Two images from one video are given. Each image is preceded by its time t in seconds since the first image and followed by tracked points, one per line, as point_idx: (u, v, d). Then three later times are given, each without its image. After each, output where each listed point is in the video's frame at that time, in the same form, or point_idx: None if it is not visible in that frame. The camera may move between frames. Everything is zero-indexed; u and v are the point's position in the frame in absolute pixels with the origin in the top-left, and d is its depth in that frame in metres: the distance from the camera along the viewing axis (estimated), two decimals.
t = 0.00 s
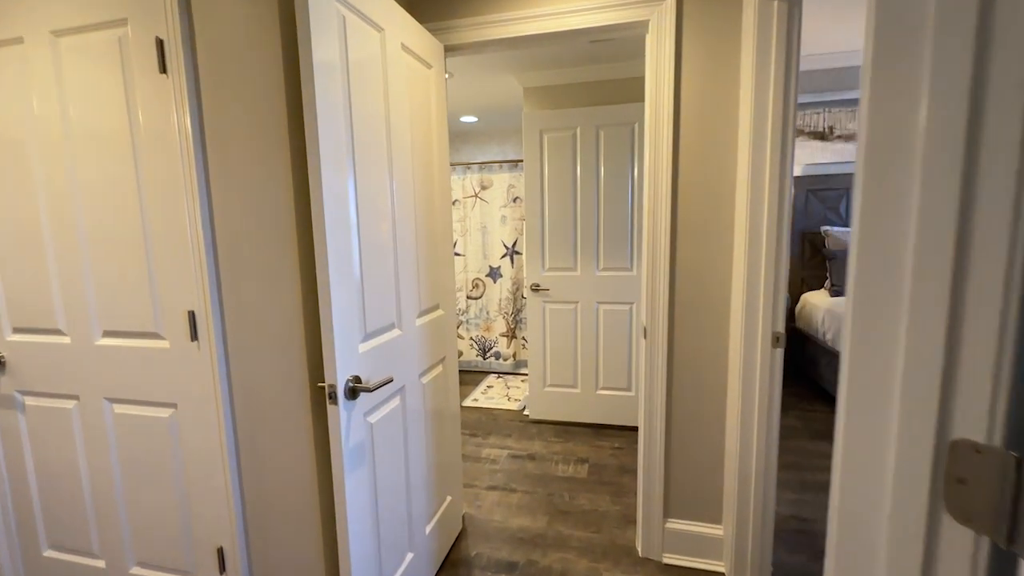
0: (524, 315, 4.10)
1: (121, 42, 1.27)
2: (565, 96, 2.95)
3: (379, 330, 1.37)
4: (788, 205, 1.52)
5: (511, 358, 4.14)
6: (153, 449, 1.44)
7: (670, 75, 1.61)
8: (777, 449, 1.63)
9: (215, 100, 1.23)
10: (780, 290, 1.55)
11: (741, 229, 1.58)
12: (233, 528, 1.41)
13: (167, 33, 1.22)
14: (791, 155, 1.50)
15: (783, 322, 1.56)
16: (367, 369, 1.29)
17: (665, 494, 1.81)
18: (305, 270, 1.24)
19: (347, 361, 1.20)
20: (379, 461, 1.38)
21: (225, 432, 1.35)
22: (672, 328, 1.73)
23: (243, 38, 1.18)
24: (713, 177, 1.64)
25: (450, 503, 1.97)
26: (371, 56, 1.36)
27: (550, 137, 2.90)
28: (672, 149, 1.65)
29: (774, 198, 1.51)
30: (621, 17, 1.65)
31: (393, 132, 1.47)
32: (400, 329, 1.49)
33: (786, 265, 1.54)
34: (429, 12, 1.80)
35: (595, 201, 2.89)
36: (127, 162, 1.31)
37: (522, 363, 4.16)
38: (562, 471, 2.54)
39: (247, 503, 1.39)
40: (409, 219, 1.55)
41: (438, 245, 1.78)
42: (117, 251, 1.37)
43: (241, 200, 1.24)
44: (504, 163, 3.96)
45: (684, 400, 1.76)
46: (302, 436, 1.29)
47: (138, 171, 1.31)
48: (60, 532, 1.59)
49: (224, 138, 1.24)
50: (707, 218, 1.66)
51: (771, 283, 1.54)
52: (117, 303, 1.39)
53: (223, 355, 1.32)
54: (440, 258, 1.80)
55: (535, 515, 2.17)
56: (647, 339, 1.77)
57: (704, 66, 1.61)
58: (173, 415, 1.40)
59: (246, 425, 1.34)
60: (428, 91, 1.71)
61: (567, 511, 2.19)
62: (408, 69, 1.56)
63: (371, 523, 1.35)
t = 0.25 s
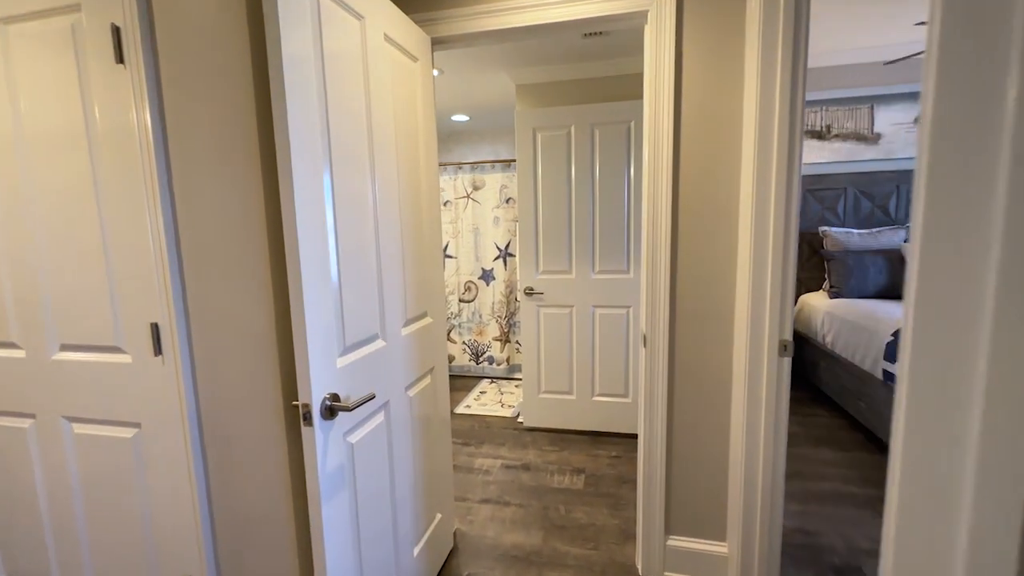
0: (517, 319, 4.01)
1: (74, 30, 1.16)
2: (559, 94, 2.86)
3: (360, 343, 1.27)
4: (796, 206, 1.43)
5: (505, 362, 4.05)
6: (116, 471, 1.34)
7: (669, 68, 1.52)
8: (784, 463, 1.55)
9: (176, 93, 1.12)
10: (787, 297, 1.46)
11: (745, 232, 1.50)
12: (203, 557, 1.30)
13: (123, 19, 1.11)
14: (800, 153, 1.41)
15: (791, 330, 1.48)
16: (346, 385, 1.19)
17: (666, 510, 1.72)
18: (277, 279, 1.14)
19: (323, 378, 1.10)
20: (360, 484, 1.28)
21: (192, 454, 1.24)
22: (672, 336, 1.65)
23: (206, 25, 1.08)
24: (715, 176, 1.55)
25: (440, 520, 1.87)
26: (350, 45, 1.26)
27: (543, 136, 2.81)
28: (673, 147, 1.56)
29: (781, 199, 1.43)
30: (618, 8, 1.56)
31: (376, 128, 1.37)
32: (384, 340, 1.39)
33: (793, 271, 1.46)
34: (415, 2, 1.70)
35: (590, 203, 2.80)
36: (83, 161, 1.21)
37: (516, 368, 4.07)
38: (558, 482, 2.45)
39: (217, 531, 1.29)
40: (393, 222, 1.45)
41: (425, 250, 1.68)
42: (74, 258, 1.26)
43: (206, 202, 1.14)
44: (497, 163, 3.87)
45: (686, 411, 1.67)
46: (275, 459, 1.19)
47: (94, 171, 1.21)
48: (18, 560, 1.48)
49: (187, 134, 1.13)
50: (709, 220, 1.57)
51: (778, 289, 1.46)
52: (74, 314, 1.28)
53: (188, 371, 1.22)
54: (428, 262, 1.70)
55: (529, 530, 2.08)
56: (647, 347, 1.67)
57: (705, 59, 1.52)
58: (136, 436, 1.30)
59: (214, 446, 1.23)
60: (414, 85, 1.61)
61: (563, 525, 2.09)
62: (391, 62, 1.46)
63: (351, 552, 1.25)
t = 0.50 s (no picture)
0: (506, 321, 3.93)
1: (16, 14, 1.07)
2: (548, 90, 2.79)
3: (338, 352, 1.18)
4: (797, 205, 1.37)
5: (494, 365, 3.96)
6: (71, 495, 1.23)
7: (665, 60, 1.45)
8: (786, 472, 1.49)
9: (128, 81, 1.02)
10: (789, 299, 1.40)
11: (745, 232, 1.43)
12: None
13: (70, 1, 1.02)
14: (801, 150, 1.35)
15: (792, 334, 1.42)
16: (323, 398, 1.10)
17: (663, 521, 1.66)
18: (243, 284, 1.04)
19: (295, 393, 1.00)
20: (340, 504, 1.19)
21: (154, 475, 1.14)
22: (669, 339, 1.57)
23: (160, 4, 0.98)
24: (713, 173, 1.48)
25: (428, 535, 1.78)
26: (324, 31, 1.16)
27: (532, 133, 2.73)
28: (669, 143, 1.49)
29: (782, 197, 1.37)
30: None
31: (353, 122, 1.28)
32: (364, 348, 1.30)
33: (795, 272, 1.40)
34: None
35: (580, 202, 2.73)
36: (28, 158, 1.11)
37: (505, 371, 3.98)
38: (550, 490, 2.37)
39: (182, 558, 1.19)
40: (373, 222, 1.36)
41: (409, 252, 1.59)
42: (20, 262, 1.15)
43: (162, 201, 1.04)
44: (484, 161, 3.78)
45: (684, 419, 1.61)
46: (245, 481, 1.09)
47: (41, 169, 1.11)
48: None
49: (140, 126, 1.03)
50: (706, 219, 1.50)
51: (779, 291, 1.40)
52: (22, 323, 1.17)
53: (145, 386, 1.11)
54: (412, 265, 1.61)
55: (522, 542, 2.00)
56: (642, 352, 1.60)
57: (701, 51, 1.45)
58: (93, 456, 1.19)
59: (177, 467, 1.12)
60: (396, 77, 1.52)
61: (556, 536, 2.02)
62: (370, 52, 1.37)
63: None
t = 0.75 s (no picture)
0: (486, 325, 3.82)
1: None
2: (526, 87, 2.71)
3: (299, 369, 1.06)
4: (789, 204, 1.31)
5: (474, 371, 3.85)
6: None
7: (650, 51, 1.38)
8: (780, 482, 1.43)
9: (45, 63, 0.89)
10: (782, 303, 1.34)
11: (735, 233, 1.37)
12: None
13: None
14: (793, 146, 1.29)
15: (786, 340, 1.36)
16: (282, 421, 0.98)
17: (654, 535, 1.58)
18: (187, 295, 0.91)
19: (248, 418, 0.88)
20: (303, 537, 1.07)
21: (87, 516, 1.00)
22: (658, 345, 1.50)
23: None
24: (702, 170, 1.42)
25: (405, 558, 1.66)
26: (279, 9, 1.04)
27: (510, 131, 2.64)
28: (655, 140, 1.41)
29: (774, 197, 1.31)
30: None
31: (315, 112, 1.16)
32: (330, 363, 1.18)
33: (787, 274, 1.34)
34: None
35: (560, 202, 2.65)
36: None
37: (485, 377, 3.88)
38: (534, 502, 2.28)
39: None
40: (339, 222, 1.24)
41: (380, 256, 1.47)
42: None
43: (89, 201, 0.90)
44: (461, 161, 3.67)
45: (674, 428, 1.53)
46: (193, 518, 0.96)
47: None
48: None
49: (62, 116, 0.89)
50: (695, 220, 1.44)
51: (771, 294, 1.34)
52: None
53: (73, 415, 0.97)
54: (384, 270, 1.50)
55: (505, 559, 1.90)
56: (630, 358, 1.52)
57: (689, 42, 1.38)
58: (16, 493, 1.05)
59: (113, 505, 0.98)
60: (363, 66, 1.40)
61: (541, 552, 1.92)
62: (334, 39, 1.25)
63: None
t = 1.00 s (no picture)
0: (464, 329, 3.72)
1: None
2: (502, 84, 2.63)
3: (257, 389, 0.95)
4: (781, 204, 1.27)
5: (452, 377, 3.75)
6: None
7: (635, 44, 1.32)
8: (773, 490, 1.39)
9: None
10: (773, 305, 1.30)
11: (725, 234, 1.32)
12: None
13: None
14: (783, 144, 1.25)
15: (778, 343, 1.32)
16: (237, 450, 0.87)
17: (644, 549, 1.52)
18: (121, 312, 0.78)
19: (195, 450, 0.77)
20: None
21: None
22: (646, 350, 1.44)
23: None
24: (689, 168, 1.36)
25: None
26: None
27: (487, 130, 2.56)
28: (641, 137, 1.35)
29: (764, 196, 1.26)
30: None
31: (275, 104, 1.05)
32: (294, 380, 1.07)
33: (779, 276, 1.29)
34: None
35: (539, 202, 2.59)
36: None
37: (464, 383, 3.78)
38: (517, 513, 2.19)
39: None
40: (304, 225, 1.13)
41: (350, 261, 1.37)
42: None
43: None
44: (436, 161, 3.56)
45: (664, 437, 1.48)
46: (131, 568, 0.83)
47: None
48: None
49: None
50: (683, 221, 1.38)
51: (763, 297, 1.29)
52: None
53: None
54: (355, 275, 1.39)
55: None
56: (617, 365, 1.46)
57: (674, 34, 1.33)
58: None
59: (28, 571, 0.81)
60: (329, 54, 1.30)
61: (526, 568, 1.84)
62: (295, 25, 1.15)
63: None
